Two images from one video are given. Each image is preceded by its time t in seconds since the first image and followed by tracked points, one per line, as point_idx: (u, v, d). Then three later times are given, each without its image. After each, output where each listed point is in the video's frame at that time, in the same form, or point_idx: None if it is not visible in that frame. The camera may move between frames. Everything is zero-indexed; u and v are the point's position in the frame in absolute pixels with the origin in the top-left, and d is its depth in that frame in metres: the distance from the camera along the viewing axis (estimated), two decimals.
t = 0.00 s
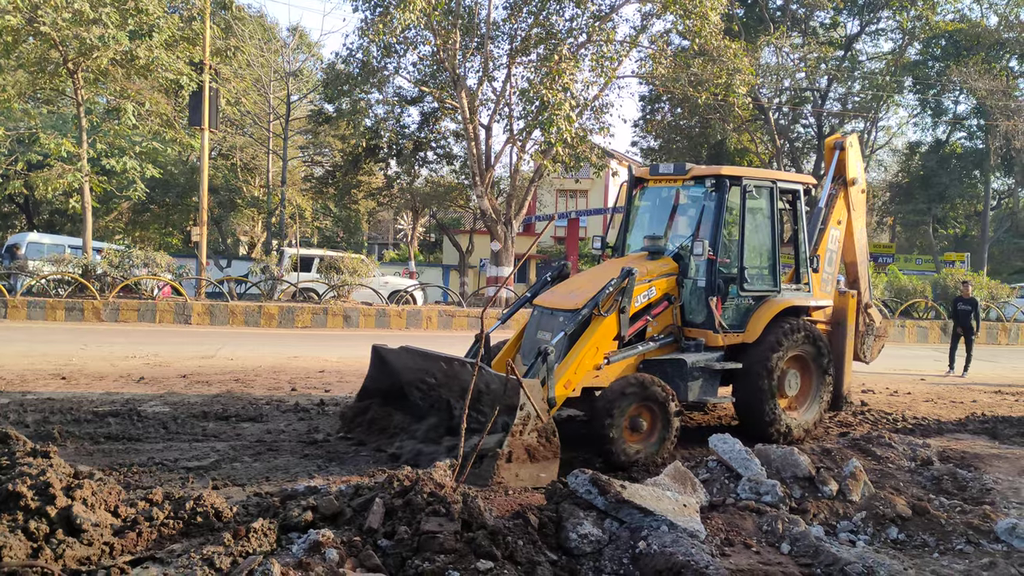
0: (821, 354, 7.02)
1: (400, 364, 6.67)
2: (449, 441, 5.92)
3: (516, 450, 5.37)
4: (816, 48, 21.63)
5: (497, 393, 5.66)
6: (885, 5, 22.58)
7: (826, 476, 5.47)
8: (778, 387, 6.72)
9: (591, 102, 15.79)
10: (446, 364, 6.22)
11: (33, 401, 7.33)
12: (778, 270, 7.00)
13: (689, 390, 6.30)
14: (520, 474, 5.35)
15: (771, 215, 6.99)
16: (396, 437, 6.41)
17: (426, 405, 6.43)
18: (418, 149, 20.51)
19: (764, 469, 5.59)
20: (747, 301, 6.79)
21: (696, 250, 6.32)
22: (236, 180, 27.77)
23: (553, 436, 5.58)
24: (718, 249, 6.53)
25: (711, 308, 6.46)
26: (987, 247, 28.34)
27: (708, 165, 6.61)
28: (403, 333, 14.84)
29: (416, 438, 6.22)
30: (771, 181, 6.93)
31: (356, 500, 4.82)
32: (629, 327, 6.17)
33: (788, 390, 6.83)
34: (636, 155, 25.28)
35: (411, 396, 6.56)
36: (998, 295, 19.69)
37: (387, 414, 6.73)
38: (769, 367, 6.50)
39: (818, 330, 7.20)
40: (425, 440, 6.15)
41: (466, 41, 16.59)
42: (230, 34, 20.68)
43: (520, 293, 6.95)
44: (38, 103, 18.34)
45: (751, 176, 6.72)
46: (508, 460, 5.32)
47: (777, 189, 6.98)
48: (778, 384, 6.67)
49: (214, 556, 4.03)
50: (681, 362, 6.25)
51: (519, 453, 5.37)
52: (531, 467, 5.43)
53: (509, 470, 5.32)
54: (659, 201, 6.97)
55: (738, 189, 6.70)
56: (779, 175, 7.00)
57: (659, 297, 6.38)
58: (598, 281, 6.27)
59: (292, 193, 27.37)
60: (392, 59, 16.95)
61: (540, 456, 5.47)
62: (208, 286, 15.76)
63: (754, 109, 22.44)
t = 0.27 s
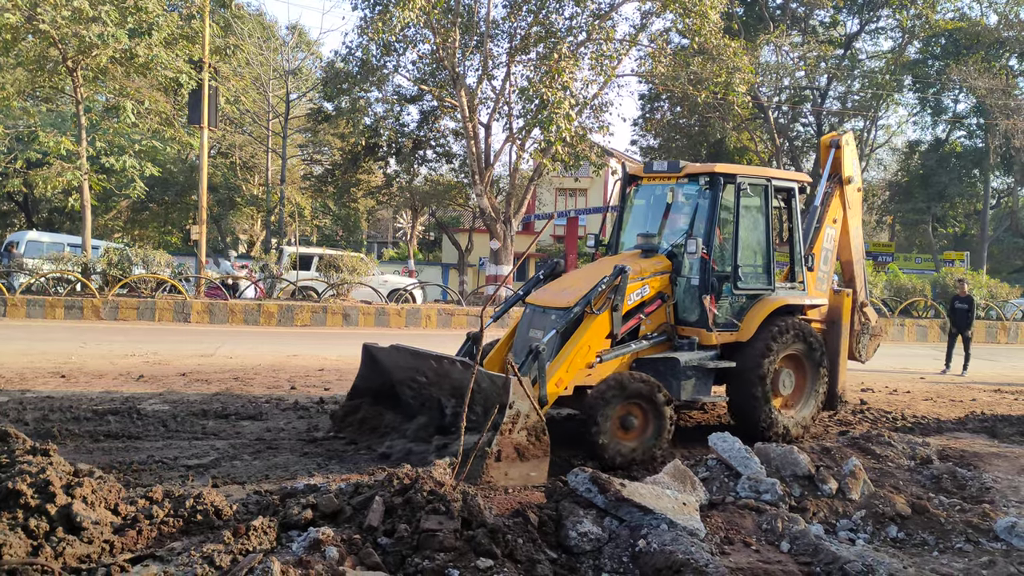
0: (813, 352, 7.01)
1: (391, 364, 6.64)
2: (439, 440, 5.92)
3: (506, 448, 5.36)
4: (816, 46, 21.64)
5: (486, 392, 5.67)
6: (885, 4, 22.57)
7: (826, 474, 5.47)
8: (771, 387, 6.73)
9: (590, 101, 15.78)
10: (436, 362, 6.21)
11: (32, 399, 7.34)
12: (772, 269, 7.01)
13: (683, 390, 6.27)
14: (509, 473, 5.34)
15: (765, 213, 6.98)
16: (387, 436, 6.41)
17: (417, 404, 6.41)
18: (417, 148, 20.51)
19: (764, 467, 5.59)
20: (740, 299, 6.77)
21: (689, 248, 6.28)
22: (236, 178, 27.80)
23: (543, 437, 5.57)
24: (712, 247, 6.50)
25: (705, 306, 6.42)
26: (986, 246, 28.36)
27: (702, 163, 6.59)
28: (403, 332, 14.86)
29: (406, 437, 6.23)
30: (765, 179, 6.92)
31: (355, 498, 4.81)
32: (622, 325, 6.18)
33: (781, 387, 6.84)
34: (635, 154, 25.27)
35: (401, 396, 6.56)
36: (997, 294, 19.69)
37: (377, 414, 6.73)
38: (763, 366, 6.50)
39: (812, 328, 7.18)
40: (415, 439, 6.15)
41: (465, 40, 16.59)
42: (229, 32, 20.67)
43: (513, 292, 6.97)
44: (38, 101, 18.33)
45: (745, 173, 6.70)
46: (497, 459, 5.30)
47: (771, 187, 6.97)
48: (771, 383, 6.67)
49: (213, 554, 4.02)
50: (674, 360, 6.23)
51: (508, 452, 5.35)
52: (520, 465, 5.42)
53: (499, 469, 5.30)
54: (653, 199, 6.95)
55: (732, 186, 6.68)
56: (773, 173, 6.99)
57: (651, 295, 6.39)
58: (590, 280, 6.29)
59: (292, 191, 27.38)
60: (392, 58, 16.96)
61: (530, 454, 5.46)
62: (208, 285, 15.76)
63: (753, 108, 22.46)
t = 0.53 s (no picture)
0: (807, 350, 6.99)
1: (380, 363, 6.59)
2: (428, 441, 5.97)
3: (494, 449, 5.31)
4: (815, 46, 21.65)
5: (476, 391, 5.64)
6: (884, 4, 22.57)
7: (826, 474, 5.46)
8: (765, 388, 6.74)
9: (590, 100, 15.78)
10: (426, 362, 6.15)
11: (32, 398, 7.34)
12: (765, 269, 7.01)
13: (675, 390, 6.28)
14: (498, 474, 5.30)
15: (759, 212, 6.98)
16: (377, 435, 6.41)
17: (408, 404, 6.40)
18: (416, 147, 20.49)
19: (763, 467, 5.59)
20: (734, 299, 6.77)
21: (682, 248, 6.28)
22: (235, 177, 27.80)
23: (533, 433, 5.49)
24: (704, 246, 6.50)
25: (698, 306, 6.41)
26: (986, 246, 28.36)
27: (696, 162, 6.58)
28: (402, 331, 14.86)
29: (395, 437, 6.24)
30: (759, 179, 6.91)
31: (354, 498, 4.81)
32: (614, 325, 6.17)
33: (775, 388, 6.83)
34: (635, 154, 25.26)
35: (391, 396, 6.55)
36: (997, 294, 19.67)
37: (367, 413, 6.71)
38: (756, 366, 6.50)
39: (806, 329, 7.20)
40: (404, 439, 6.16)
41: (464, 39, 16.58)
42: (229, 32, 20.67)
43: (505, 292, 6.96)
44: (37, 101, 18.31)
45: (739, 173, 6.69)
46: (485, 459, 5.27)
47: (765, 186, 6.97)
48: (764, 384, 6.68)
49: (212, 554, 4.02)
50: (666, 360, 6.24)
51: (497, 453, 5.30)
52: (509, 466, 5.37)
53: (487, 469, 5.27)
54: (646, 198, 6.95)
55: (726, 186, 6.67)
56: (768, 172, 6.97)
57: (644, 295, 6.38)
58: (582, 279, 6.28)
59: (291, 191, 27.39)
60: (392, 57, 16.95)
61: (519, 454, 5.40)
62: (207, 284, 15.76)
63: (753, 108, 22.48)
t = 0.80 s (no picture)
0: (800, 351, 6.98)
1: (371, 363, 6.63)
2: (416, 441, 5.93)
3: (481, 449, 5.29)
4: (815, 46, 21.66)
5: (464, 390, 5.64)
6: (884, 5, 22.57)
7: (825, 474, 5.47)
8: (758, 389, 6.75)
9: (590, 100, 15.79)
10: (414, 362, 6.11)
11: (32, 397, 7.34)
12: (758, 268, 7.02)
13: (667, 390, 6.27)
14: (487, 473, 5.30)
15: (752, 212, 7.00)
16: (365, 436, 6.40)
17: (398, 404, 6.44)
18: (416, 147, 20.49)
19: (763, 467, 5.59)
20: (726, 299, 6.76)
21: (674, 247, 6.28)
22: (235, 177, 27.81)
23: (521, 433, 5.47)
24: (697, 246, 6.51)
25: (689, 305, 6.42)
26: (986, 246, 28.37)
27: (689, 161, 6.59)
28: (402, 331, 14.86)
29: (383, 437, 6.23)
30: (752, 178, 6.93)
31: (354, 498, 4.81)
32: (606, 324, 6.18)
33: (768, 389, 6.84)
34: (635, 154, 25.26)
35: (382, 395, 6.58)
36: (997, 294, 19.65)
37: (356, 413, 6.72)
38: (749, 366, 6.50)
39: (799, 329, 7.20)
40: (393, 439, 6.16)
41: (464, 39, 16.58)
42: (229, 31, 20.69)
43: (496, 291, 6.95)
44: (38, 100, 18.32)
45: (732, 172, 6.71)
46: (473, 460, 5.27)
47: (758, 186, 6.98)
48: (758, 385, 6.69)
49: (211, 553, 4.02)
50: (658, 361, 6.23)
51: (485, 453, 5.30)
52: (498, 466, 5.35)
53: (475, 469, 5.27)
54: (639, 197, 6.94)
55: (719, 185, 6.68)
56: (761, 172, 6.99)
57: (636, 294, 6.38)
58: (573, 278, 6.28)
59: (291, 190, 27.42)
60: (392, 57, 16.96)
61: (507, 455, 5.38)
62: (207, 284, 15.76)
63: (752, 108, 22.50)
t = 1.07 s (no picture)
0: (792, 351, 6.95)
1: (360, 363, 6.55)
2: (405, 441, 5.90)
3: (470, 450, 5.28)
4: (815, 47, 21.68)
5: (453, 390, 5.64)
6: (885, 6, 22.57)
7: (825, 475, 5.46)
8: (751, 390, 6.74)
9: (590, 101, 15.80)
10: (405, 362, 6.07)
11: (31, 397, 7.33)
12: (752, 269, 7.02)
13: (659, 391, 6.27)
14: (476, 475, 5.29)
15: (746, 212, 6.98)
16: (354, 436, 6.34)
17: (387, 404, 6.36)
18: (417, 148, 20.50)
19: (763, 468, 5.59)
20: (720, 300, 6.76)
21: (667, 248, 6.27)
22: (235, 176, 27.82)
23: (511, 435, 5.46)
24: (690, 247, 6.50)
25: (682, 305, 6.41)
26: (986, 248, 28.38)
27: (682, 161, 6.59)
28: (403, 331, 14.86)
29: (372, 438, 6.16)
30: (746, 178, 6.93)
31: (354, 498, 4.81)
32: (598, 324, 6.16)
33: (762, 391, 6.83)
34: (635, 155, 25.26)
35: (371, 396, 6.51)
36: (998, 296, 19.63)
37: (345, 414, 6.65)
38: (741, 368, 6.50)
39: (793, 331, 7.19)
40: (382, 440, 6.09)
41: (465, 39, 16.58)
42: (230, 31, 20.70)
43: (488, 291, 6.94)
44: (38, 99, 18.31)
45: (726, 172, 6.71)
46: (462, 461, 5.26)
47: (752, 186, 6.99)
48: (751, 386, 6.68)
49: (210, 553, 4.02)
50: (650, 362, 6.23)
51: (474, 454, 5.29)
52: (487, 467, 5.35)
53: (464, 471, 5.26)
54: (632, 197, 6.96)
55: (713, 185, 6.68)
56: (755, 172, 7.00)
57: (628, 295, 6.38)
58: (565, 278, 6.28)
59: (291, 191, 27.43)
60: (392, 57, 16.95)
61: (496, 456, 5.38)
62: (207, 284, 15.76)
63: (753, 109, 22.50)
